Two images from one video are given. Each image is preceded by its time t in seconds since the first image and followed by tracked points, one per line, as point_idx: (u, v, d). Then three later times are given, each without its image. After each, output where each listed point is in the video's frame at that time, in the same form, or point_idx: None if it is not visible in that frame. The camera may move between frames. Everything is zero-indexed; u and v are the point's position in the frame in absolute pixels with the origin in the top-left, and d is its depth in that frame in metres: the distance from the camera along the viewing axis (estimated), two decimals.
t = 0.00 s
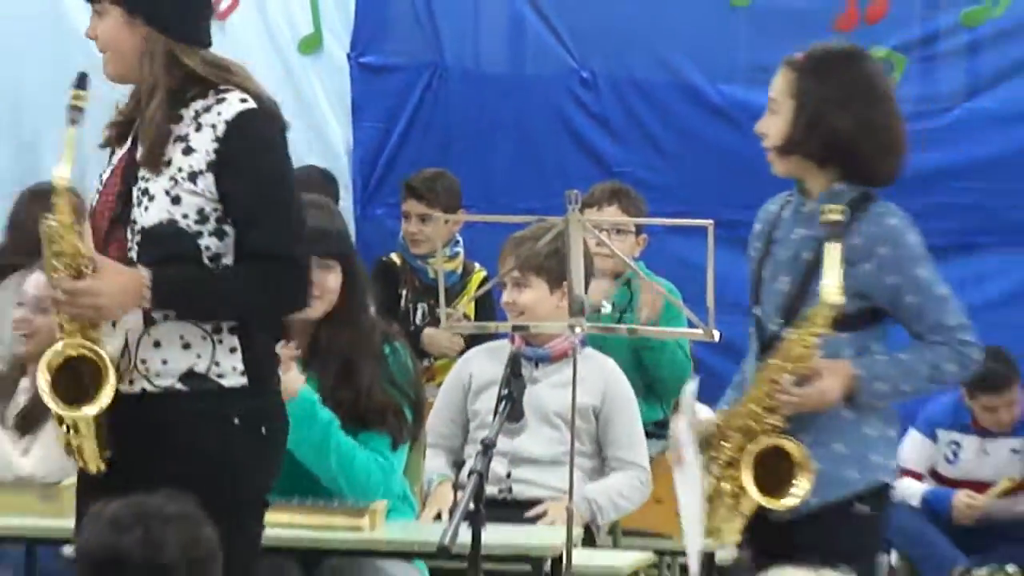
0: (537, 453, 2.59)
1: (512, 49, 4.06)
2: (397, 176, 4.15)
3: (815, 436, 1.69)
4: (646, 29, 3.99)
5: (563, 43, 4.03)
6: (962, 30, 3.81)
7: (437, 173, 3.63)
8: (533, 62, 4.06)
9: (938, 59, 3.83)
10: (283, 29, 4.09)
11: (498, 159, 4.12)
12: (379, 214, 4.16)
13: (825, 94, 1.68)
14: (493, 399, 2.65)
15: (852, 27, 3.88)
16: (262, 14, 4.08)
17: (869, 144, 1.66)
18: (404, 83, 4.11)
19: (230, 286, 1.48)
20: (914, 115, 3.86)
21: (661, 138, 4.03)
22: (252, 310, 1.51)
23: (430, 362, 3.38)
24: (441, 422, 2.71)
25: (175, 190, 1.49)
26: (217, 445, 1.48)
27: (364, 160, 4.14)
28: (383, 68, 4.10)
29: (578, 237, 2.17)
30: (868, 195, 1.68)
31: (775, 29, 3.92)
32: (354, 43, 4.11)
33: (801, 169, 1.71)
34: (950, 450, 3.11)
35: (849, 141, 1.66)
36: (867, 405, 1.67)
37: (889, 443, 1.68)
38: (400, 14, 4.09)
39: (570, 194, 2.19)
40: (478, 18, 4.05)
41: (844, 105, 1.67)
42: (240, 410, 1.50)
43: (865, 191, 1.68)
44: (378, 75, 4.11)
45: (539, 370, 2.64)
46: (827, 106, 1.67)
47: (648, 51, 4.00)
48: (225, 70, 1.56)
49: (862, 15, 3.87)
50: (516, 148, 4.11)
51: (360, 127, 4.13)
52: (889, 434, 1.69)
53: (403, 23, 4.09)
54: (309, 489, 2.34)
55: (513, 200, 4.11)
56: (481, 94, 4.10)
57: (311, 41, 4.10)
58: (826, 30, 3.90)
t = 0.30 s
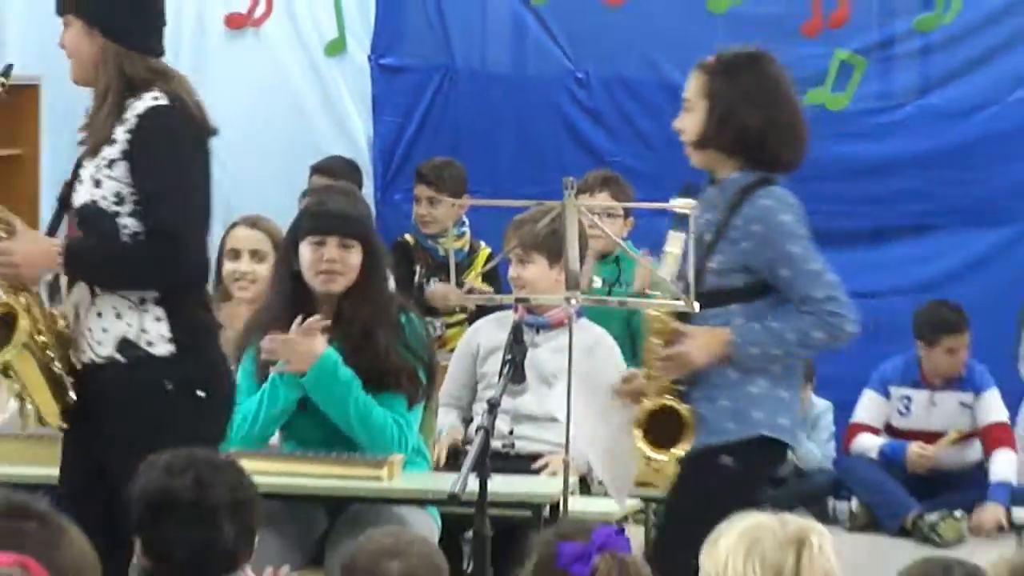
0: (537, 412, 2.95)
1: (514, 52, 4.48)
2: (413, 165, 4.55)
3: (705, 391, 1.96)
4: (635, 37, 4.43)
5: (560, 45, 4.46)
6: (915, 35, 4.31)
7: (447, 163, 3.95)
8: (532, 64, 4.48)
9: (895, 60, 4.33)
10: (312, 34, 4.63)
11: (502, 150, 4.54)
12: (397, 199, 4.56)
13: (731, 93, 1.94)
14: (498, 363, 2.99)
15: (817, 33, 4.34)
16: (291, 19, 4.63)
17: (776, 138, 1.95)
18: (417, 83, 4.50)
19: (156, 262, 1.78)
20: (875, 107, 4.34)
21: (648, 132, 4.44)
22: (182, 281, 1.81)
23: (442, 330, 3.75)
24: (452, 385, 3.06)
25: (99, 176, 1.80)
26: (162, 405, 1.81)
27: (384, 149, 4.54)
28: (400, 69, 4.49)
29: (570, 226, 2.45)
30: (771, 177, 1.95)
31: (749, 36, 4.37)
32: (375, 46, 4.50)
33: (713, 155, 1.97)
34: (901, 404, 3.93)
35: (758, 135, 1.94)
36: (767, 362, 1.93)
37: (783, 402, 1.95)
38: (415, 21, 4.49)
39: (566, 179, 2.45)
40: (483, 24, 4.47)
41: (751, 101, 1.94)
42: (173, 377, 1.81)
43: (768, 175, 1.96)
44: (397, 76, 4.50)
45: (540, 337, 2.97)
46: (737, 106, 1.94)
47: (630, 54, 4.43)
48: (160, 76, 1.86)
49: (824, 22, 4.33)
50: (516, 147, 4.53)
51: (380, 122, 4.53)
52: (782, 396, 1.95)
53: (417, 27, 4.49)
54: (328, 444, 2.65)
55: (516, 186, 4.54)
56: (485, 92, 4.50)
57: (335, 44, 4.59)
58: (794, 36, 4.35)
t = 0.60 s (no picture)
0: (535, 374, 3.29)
1: (516, 49, 4.85)
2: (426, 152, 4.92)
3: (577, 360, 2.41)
4: (620, 39, 4.81)
5: (559, 47, 4.83)
6: (874, 37, 4.69)
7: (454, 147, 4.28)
8: (530, 63, 4.85)
9: (856, 60, 4.70)
10: (335, 31, 5.00)
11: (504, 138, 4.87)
12: (413, 183, 4.92)
13: (604, 101, 2.39)
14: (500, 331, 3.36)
15: (788, 35, 4.71)
16: (320, 24, 5.01)
17: (636, 131, 2.40)
18: (430, 81, 4.90)
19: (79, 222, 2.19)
20: (839, 103, 4.74)
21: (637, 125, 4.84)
22: (103, 241, 2.21)
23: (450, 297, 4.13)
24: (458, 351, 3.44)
25: (56, 146, 2.24)
26: (93, 352, 2.25)
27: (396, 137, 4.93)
28: (415, 67, 4.89)
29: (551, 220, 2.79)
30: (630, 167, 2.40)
31: (734, 40, 4.74)
32: (392, 48, 4.91)
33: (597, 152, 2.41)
34: (859, 360, 4.37)
35: (622, 129, 2.39)
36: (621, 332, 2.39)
37: (645, 365, 2.40)
38: (427, 25, 4.89)
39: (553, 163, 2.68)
40: (487, 26, 4.86)
41: (628, 115, 2.39)
42: (101, 324, 2.25)
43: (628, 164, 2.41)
44: (411, 73, 4.90)
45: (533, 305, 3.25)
46: (607, 107, 2.40)
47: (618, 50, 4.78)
48: (124, 67, 2.26)
49: (796, 24, 4.71)
50: (519, 143, 4.88)
51: (397, 114, 4.92)
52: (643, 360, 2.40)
53: (431, 33, 4.89)
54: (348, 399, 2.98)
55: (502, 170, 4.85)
56: (491, 89, 4.88)
57: (358, 46, 4.98)
58: (770, 40, 4.73)
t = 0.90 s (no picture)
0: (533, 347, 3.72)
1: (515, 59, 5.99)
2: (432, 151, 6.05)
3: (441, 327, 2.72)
4: (613, 49, 5.91)
5: (552, 58, 5.95)
6: (833, 47, 5.76)
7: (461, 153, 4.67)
8: (530, 69, 5.97)
9: (816, 68, 5.79)
10: (355, 44, 6.17)
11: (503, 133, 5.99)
12: (424, 177, 6.01)
13: (476, 99, 2.66)
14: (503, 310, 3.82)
15: (755, 45, 5.80)
16: (341, 38, 6.18)
17: (502, 119, 2.67)
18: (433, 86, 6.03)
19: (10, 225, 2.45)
20: (798, 107, 5.82)
21: (620, 123, 5.94)
22: (43, 242, 2.49)
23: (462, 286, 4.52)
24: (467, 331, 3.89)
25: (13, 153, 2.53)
26: (21, 341, 2.53)
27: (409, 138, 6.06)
28: (422, 75, 6.03)
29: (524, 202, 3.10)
30: (499, 153, 2.68)
31: (703, 53, 5.84)
32: (404, 58, 6.05)
33: (473, 142, 2.69)
34: (819, 331, 5.24)
35: (485, 116, 2.66)
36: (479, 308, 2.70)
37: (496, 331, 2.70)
38: (435, 37, 6.02)
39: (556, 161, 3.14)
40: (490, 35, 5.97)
41: (494, 111, 2.66)
42: (42, 322, 2.53)
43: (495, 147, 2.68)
44: (418, 80, 6.05)
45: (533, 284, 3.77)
46: (481, 99, 2.66)
47: (608, 58, 5.91)
48: (82, 88, 2.55)
49: (762, 37, 5.79)
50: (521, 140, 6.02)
51: (409, 116, 6.06)
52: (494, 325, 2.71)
53: (438, 41, 6.03)
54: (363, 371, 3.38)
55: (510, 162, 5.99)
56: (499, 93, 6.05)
57: (374, 56, 6.15)
58: (739, 49, 5.81)
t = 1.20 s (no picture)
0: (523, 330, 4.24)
1: (504, 78, 6.87)
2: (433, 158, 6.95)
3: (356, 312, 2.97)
4: (590, 69, 6.79)
5: (536, 77, 6.84)
6: (785, 68, 6.63)
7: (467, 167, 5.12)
8: (516, 83, 6.86)
9: (771, 86, 6.65)
10: (363, 64, 7.05)
11: (493, 139, 6.90)
12: (425, 181, 6.94)
13: (367, 111, 3.40)
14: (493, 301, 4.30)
15: (718, 66, 6.68)
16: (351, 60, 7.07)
17: (387, 129, 3.42)
18: (434, 102, 6.92)
19: None
20: (755, 119, 6.69)
21: (595, 132, 6.81)
22: None
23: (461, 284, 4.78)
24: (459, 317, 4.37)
25: None
26: None
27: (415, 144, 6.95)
28: (425, 91, 6.92)
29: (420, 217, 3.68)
30: (387, 162, 3.43)
31: (671, 71, 6.72)
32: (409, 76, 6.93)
33: (368, 151, 3.44)
34: (771, 314, 6.15)
35: (373, 125, 3.40)
36: (361, 296, 3.46)
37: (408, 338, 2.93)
38: (435, 58, 6.92)
39: (542, 170, 3.62)
40: (482, 58, 6.87)
41: (382, 124, 3.41)
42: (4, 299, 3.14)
43: (386, 157, 3.44)
44: (423, 95, 6.93)
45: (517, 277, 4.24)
46: (369, 113, 3.40)
47: (587, 75, 6.79)
48: (40, 90, 3.14)
49: (723, 58, 6.67)
50: (507, 149, 6.89)
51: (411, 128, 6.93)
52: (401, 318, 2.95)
53: (438, 63, 6.92)
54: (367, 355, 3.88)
55: (501, 166, 6.91)
56: (489, 107, 6.90)
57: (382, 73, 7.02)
58: (703, 69, 6.69)
